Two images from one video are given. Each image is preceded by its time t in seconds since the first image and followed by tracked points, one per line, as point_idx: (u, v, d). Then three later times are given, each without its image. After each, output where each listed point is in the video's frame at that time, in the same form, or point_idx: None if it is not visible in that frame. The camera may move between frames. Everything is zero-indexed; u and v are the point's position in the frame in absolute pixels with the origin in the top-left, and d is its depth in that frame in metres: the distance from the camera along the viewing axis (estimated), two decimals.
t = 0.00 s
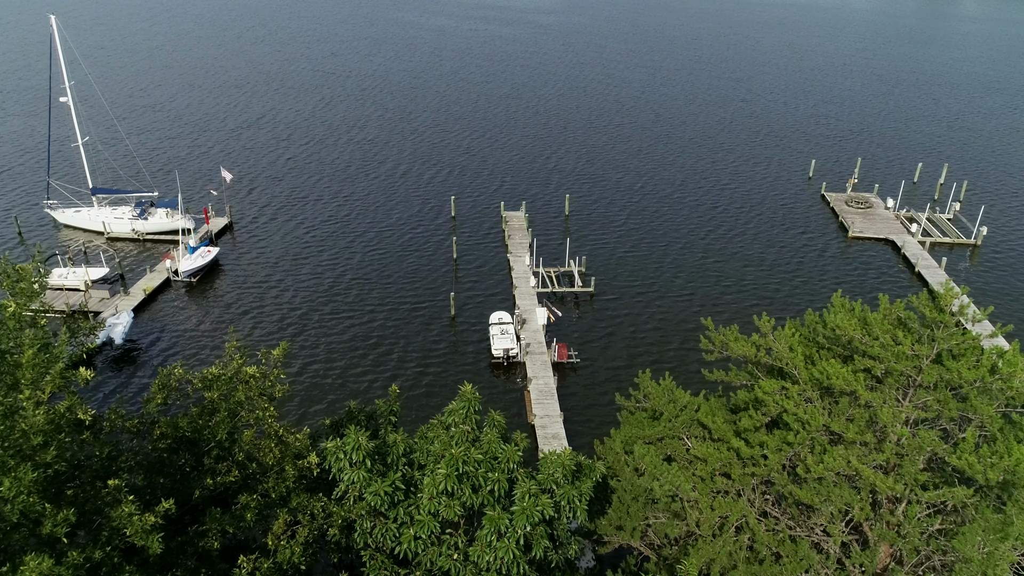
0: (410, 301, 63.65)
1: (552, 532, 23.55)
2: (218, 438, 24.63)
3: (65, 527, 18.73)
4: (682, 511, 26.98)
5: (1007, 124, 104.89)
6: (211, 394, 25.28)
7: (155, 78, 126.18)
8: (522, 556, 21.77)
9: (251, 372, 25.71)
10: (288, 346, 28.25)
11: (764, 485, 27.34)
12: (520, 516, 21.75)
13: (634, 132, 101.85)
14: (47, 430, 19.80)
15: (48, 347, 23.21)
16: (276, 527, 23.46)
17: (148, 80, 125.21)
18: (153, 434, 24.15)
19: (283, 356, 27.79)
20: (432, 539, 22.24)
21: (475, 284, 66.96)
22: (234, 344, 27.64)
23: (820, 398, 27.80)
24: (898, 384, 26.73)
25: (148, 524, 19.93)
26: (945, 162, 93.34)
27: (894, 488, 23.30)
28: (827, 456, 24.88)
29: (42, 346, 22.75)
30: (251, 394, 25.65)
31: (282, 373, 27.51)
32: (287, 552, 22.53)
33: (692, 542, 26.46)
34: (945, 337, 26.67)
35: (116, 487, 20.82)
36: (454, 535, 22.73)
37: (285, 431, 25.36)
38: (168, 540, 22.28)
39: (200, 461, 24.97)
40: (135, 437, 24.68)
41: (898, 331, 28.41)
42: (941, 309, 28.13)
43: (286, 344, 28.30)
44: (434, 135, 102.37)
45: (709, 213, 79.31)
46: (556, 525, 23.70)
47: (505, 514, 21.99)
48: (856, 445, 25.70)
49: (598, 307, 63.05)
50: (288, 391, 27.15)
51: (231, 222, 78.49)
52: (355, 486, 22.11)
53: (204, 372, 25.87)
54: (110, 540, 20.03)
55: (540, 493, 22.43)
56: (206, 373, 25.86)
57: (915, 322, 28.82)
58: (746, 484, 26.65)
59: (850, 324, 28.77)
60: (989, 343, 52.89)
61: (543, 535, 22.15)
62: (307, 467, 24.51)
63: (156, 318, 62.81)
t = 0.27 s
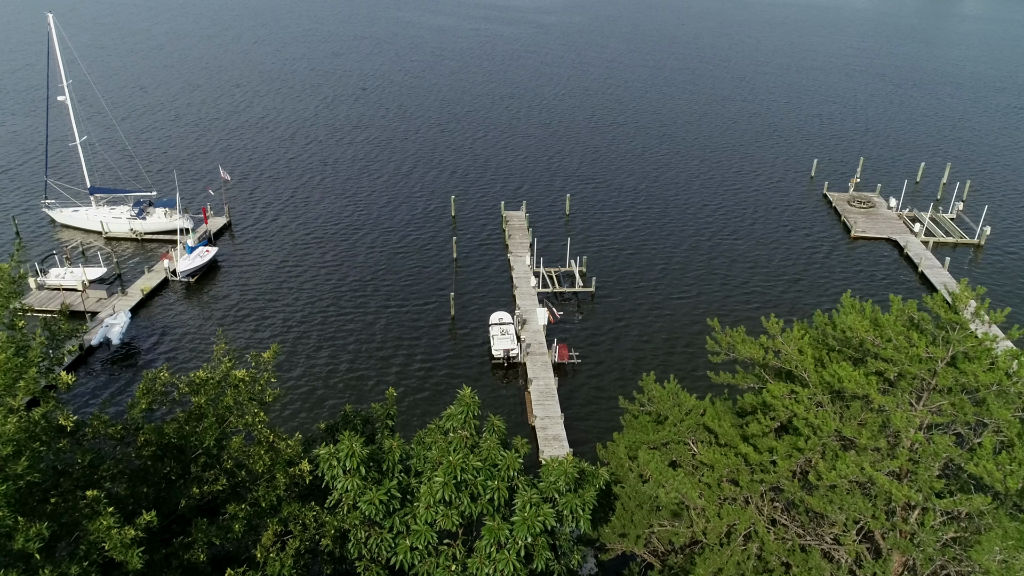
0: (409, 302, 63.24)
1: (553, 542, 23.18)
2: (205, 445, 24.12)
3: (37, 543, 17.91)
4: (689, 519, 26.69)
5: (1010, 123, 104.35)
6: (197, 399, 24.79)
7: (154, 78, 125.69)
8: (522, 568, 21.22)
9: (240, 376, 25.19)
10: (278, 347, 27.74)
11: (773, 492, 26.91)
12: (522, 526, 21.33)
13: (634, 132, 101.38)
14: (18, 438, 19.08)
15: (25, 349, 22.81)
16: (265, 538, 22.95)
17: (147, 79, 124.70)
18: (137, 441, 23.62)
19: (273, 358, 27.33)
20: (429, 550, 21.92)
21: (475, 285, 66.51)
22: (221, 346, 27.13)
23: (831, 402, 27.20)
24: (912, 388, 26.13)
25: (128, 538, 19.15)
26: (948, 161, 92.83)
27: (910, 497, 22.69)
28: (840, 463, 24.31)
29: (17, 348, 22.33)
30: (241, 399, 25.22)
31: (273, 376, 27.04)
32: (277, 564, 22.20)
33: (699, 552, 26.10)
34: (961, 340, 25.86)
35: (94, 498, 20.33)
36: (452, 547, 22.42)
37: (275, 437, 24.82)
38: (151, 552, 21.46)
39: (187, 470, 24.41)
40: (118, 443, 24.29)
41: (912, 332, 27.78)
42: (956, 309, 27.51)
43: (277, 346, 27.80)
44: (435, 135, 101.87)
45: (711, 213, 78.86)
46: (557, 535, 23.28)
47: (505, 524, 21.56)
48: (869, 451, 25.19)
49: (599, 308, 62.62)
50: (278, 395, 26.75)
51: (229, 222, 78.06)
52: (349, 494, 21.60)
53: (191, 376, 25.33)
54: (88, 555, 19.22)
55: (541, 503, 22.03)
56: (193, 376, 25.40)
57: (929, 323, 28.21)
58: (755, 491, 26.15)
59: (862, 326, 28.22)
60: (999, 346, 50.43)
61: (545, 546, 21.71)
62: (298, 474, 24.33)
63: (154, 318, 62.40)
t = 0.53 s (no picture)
0: (409, 302, 62.79)
1: (556, 553, 22.68)
2: (191, 451, 23.16)
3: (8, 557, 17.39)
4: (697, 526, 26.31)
5: (1014, 123, 103.77)
6: (184, 402, 24.12)
7: (153, 77, 125.24)
8: None
9: (229, 380, 24.62)
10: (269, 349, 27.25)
11: (783, 499, 26.50)
12: (524, 537, 20.80)
13: (636, 131, 100.91)
14: None
15: None
16: (253, 549, 22.30)
17: (147, 78, 124.25)
18: (120, 448, 22.97)
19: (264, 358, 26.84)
20: (426, 561, 21.40)
21: (475, 285, 66.03)
22: (210, 348, 26.64)
23: (843, 406, 26.68)
24: (927, 390, 25.51)
25: (107, 552, 18.45)
26: (951, 161, 92.28)
27: (927, 504, 22.15)
28: (855, 470, 23.83)
29: None
30: (230, 402, 24.43)
31: (262, 378, 26.42)
32: None
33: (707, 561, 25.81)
34: (978, 340, 25.15)
35: (71, 509, 19.74)
36: (450, 558, 22.13)
37: (267, 443, 24.12)
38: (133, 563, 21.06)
39: (173, 477, 23.63)
40: (101, 450, 23.71)
41: (927, 333, 27.18)
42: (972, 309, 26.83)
43: (269, 348, 27.30)
44: (435, 134, 101.34)
45: (713, 212, 78.34)
46: (560, 545, 22.84)
47: (506, 535, 21.05)
48: (884, 456, 24.64)
49: (601, 308, 62.16)
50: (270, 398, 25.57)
51: (228, 222, 77.63)
52: (343, 502, 21.06)
53: (177, 380, 24.89)
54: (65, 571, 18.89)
55: (544, 512, 21.58)
56: (180, 378, 25.00)
57: (944, 324, 27.60)
58: (764, 497, 25.76)
59: (875, 327, 27.69)
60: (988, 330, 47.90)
61: (547, 556, 21.25)
62: (291, 481, 23.51)
63: (153, 318, 61.98)
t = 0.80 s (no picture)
0: (409, 302, 62.31)
1: (559, 564, 22.21)
2: (177, 458, 22.74)
3: None
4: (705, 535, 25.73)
5: (1017, 122, 103.25)
6: (169, 407, 23.75)
7: (152, 76, 124.67)
8: None
9: (217, 385, 24.53)
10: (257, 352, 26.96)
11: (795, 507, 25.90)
12: (526, 549, 20.29)
13: (637, 131, 100.46)
14: None
15: None
16: (244, 560, 21.68)
17: (146, 78, 123.69)
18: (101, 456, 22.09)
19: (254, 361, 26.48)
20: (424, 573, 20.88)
21: (475, 285, 65.57)
22: (195, 350, 26.45)
23: (858, 411, 26.13)
24: (944, 394, 25.02)
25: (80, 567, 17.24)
26: (954, 160, 91.81)
27: (947, 513, 21.50)
28: (871, 477, 23.15)
29: None
30: (218, 408, 24.37)
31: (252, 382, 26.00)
32: None
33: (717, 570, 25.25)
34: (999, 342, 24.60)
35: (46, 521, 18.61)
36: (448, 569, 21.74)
37: (257, 451, 23.99)
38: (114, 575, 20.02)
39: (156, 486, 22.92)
40: (81, 457, 22.95)
41: (946, 334, 26.67)
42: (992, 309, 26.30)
43: (257, 350, 27.06)
44: (435, 134, 100.90)
45: (715, 212, 77.86)
46: (564, 557, 22.37)
47: (507, 546, 20.61)
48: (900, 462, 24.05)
49: (602, 308, 61.72)
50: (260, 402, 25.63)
51: (227, 221, 77.20)
52: (337, 512, 20.48)
53: (164, 384, 24.40)
54: None
55: (547, 522, 21.02)
56: (165, 382, 24.52)
57: (962, 325, 27.08)
58: (775, 505, 25.16)
59: (890, 328, 27.18)
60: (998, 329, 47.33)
61: (550, 568, 20.79)
62: (281, 489, 23.27)
63: (151, 319, 61.45)
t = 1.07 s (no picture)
0: (409, 303, 61.85)
1: None
2: (162, 466, 22.27)
3: None
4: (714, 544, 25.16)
5: (1020, 121, 102.74)
6: (154, 412, 23.55)
7: (151, 76, 124.13)
8: None
9: (204, 389, 24.16)
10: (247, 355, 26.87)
11: (807, 515, 25.27)
12: (528, 562, 19.80)
13: (638, 130, 100.03)
14: None
15: None
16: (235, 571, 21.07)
17: (145, 77, 123.13)
18: (81, 464, 21.59)
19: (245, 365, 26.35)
20: None
21: (476, 285, 65.17)
22: (181, 353, 26.41)
23: (873, 415, 25.67)
24: (962, 398, 24.58)
25: None
26: (957, 159, 91.33)
27: (969, 523, 20.87)
28: (888, 484, 22.49)
29: None
30: (206, 412, 24.00)
31: (241, 386, 25.86)
32: None
33: None
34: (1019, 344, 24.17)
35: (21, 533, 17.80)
36: None
37: (243, 458, 23.78)
38: None
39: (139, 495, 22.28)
40: (60, 464, 22.40)
41: (962, 335, 26.37)
42: (1011, 310, 25.98)
43: (247, 352, 27.04)
44: (436, 134, 100.44)
45: (717, 212, 77.36)
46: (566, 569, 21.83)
47: (509, 558, 20.16)
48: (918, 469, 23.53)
49: (603, 308, 61.31)
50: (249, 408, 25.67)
51: (226, 220, 76.81)
52: (331, 521, 19.88)
53: (148, 389, 24.44)
54: None
55: (551, 533, 20.56)
56: (150, 387, 24.51)
57: (979, 326, 26.70)
58: (787, 513, 24.57)
59: (907, 330, 26.80)
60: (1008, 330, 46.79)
61: None
62: (272, 498, 22.83)
63: (149, 319, 60.99)
